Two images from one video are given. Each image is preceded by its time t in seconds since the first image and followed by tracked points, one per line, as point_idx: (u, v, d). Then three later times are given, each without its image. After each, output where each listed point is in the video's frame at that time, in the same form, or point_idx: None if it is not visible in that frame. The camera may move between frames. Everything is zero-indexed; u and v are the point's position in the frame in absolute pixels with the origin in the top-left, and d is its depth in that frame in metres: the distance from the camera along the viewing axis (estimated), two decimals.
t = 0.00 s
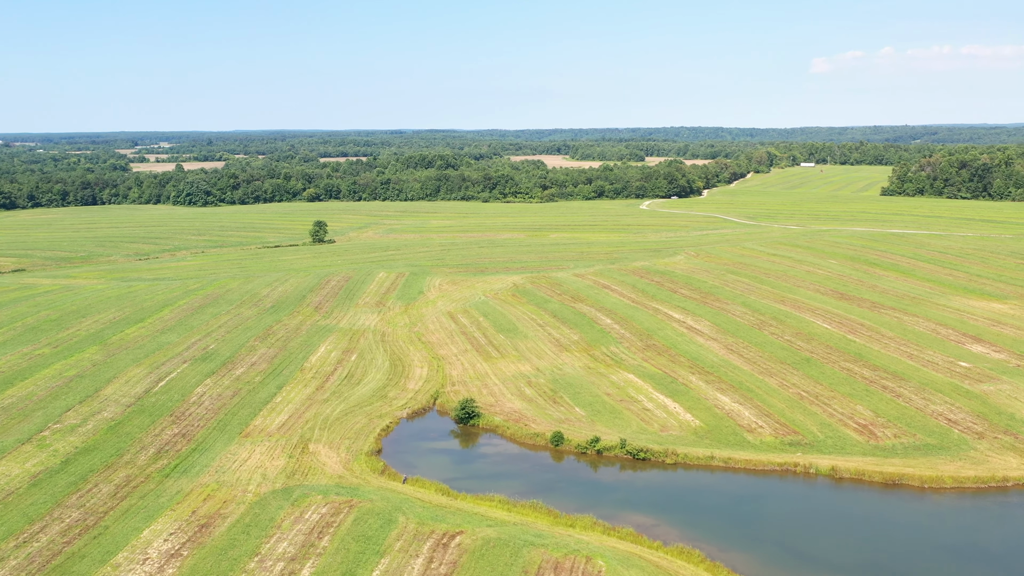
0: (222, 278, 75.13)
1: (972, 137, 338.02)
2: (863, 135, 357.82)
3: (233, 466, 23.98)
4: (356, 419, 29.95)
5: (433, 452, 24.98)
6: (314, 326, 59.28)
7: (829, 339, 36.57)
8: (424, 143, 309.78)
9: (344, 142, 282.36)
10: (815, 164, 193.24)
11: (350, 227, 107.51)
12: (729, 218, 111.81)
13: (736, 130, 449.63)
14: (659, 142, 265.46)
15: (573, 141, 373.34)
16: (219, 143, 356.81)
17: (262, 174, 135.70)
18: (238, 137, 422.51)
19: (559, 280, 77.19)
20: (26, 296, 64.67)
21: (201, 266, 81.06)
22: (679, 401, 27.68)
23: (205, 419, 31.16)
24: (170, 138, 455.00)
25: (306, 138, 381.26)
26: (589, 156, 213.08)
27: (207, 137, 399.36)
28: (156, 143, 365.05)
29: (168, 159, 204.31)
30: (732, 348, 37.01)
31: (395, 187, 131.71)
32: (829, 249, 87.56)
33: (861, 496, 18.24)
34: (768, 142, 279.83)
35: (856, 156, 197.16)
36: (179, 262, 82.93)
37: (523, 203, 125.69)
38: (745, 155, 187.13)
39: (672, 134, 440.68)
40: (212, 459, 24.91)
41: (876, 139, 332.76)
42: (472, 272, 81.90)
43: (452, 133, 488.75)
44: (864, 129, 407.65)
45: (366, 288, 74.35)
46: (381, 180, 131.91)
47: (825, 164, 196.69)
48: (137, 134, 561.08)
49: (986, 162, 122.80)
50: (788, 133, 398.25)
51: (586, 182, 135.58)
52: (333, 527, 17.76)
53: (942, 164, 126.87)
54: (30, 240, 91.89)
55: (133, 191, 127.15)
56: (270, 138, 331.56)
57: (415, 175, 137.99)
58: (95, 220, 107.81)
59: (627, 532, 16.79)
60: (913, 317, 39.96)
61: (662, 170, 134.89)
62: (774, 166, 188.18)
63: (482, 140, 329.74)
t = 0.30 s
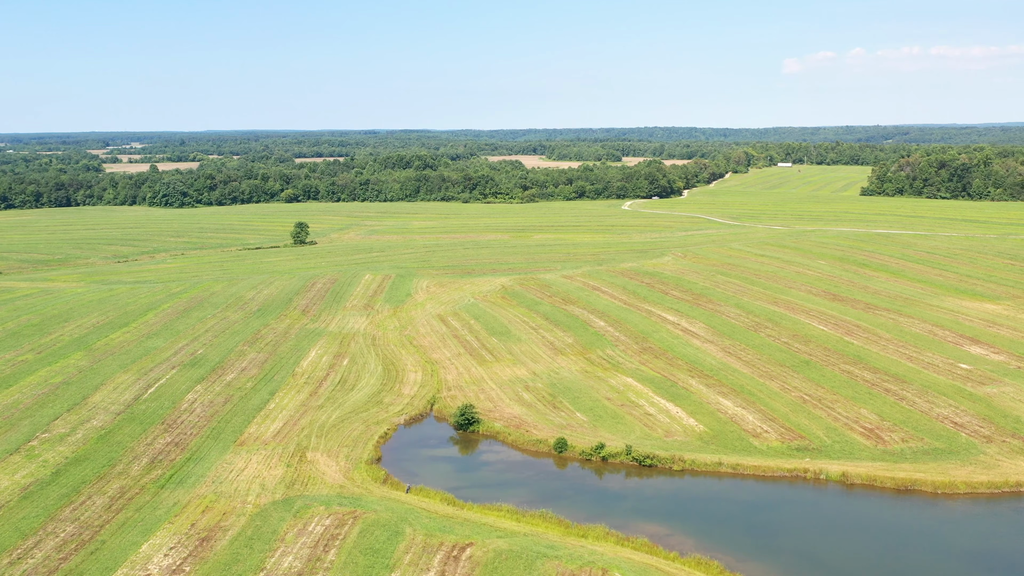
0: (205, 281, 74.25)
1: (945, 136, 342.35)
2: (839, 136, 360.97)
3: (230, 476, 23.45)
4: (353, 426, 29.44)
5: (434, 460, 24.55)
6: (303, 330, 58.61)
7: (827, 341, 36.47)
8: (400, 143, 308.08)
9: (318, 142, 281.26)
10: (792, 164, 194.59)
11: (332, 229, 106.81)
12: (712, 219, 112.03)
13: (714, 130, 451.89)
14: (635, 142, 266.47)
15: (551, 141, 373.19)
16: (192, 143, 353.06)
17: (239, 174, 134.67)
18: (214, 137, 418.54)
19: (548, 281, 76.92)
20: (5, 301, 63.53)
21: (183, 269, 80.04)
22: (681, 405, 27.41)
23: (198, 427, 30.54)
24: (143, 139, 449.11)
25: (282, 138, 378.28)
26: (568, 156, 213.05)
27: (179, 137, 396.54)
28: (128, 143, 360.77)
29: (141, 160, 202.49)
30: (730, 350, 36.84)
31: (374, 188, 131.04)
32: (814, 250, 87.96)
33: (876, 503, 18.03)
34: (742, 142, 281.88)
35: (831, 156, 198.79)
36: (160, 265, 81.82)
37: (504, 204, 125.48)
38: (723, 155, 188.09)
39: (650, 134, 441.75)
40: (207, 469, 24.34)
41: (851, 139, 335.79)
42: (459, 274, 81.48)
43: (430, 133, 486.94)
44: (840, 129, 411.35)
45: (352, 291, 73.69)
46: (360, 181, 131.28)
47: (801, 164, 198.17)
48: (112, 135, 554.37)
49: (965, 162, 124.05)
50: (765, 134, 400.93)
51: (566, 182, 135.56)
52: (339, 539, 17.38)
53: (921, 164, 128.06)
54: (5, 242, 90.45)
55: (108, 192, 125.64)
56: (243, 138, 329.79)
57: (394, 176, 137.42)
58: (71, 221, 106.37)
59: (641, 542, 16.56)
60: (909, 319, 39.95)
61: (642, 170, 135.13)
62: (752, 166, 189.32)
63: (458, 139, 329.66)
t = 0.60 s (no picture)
0: (187, 285, 73.29)
1: (918, 136, 346.59)
2: (814, 136, 363.96)
3: (228, 487, 22.89)
4: (350, 434, 28.89)
5: (436, 468, 24.10)
6: (291, 334, 57.91)
7: (824, 343, 36.39)
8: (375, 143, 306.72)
9: (291, 142, 279.82)
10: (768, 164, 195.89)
11: (311, 230, 105.98)
12: (694, 219, 112.26)
13: (691, 131, 453.95)
14: (610, 142, 267.37)
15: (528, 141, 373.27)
16: (164, 143, 349.00)
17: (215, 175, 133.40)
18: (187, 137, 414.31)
19: (536, 283, 76.64)
20: None
21: (163, 272, 78.93)
22: (683, 411, 27.14)
23: (190, 437, 29.86)
24: (116, 139, 444.16)
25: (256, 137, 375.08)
26: (545, 157, 212.95)
27: (150, 138, 393.54)
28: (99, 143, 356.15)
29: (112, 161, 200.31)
30: (727, 353, 36.69)
31: (351, 189, 130.41)
32: (797, 250, 88.42)
33: (892, 511, 17.82)
34: (716, 142, 283.79)
35: (806, 156, 200.47)
36: (139, 268, 80.64)
37: (483, 204, 125.17)
38: (700, 155, 189.04)
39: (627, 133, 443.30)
40: (203, 481, 23.74)
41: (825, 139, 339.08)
42: (445, 276, 81.01)
43: (408, 133, 485.33)
44: (816, 129, 414.86)
45: (338, 294, 73.00)
46: (337, 182, 130.50)
47: (777, 164, 199.58)
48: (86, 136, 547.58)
49: (942, 162, 125.39)
50: (741, 134, 403.49)
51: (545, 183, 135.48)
52: (346, 554, 17.04)
53: (899, 164, 129.26)
54: None
55: (81, 193, 124.03)
56: (215, 138, 327.98)
57: (371, 177, 136.69)
58: (45, 223, 104.83)
59: (659, 554, 16.38)
60: (905, 320, 39.99)
61: (621, 171, 135.30)
62: (729, 166, 190.38)
63: (433, 140, 329.45)
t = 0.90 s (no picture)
0: (169, 288, 72.36)
1: (891, 136, 351.71)
2: (790, 135, 367.05)
3: (226, 499, 22.38)
4: (347, 442, 28.39)
5: (439, 477, 23.71)
6: (279, 339, 57.22)
7: (822, 346, 36.33)
8: (350, 143, 304.99)
9: (264, 142, 278.05)
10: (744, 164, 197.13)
11: (291, 232, 105.19)
12: (677, 219, 112.46)
13: (669, 131, 456.48)
14: (585, 143, 268.10)
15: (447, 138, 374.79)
16: (106, 142, 345.47)
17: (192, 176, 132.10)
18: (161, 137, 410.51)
19: (525, 285, 76.34)
20: None
21: (144, 275, 77.84)
22: (686, 416, 26.91)
23: (184, 445, 29.11)
24: (88, 139, 438.78)
25: (231, 137, 372.25)
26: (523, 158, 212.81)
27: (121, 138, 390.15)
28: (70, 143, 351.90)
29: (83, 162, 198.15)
30: (725, 357, 36.57)
31: (330, 190, 129.59)
32: (781, 250, 88.78)
33: (907, 518, 17.65)
34: (690, 142, 285.57)
35: (782, 156, 202.00)
36: (119, 271, 79.49)
37: (464, 205, 124.57)
38: (677, 155, 189.84)
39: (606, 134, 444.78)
40: (200, 492, 23.14)
41: (800, 140, 342.33)
42: (432, 278, 80.57)
43: (386, 133, 485.18)
44: (793, 129, 418.39)
45: (324, 297, 72.33)
46: (314, 183, 129.74)
47: (753, 164, 200.70)
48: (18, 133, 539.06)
49: (921, 162, 126.64)
50: (718, 133, 405.80)
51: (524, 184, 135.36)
52: (354, 569, 16.76)
53: (879, 164, 130.32)
54: None
55: (54, 194, 122.71)
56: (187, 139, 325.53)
57: (349, 178, 135.95)
58: (20, 225, 103.22)
59: (674, 565, 16.17)
60: (901, 322, 40.09)
61: (600, 172, 135.42)
62: (706, 167, 191.31)
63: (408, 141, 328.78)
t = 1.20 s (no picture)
0: (149, 292, 71.35)
1: (864, 136, 354.73)
2: (765, 135, 369.83)
3: (224, 512, 21.84)
4: (345, 451, 27.76)
5: (442, 487, 23.25)
6: (267, 344, 56.45)
7: (819, 349, 36.26)
8: (315, 142, 303.65)
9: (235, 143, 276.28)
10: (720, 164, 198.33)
11: (270, 234, 104.27)
12: (659, 220, 112.59)
13: (646, 132, 457.51)
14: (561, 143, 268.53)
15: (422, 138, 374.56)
16: (76, 142, 341.83)
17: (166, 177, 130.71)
18: (132, 138, 405.03)
19: (512, 288, 75.99)
20: None
21: (123, 279, 76.68)
22: (689, 422, 26.64)
23: (176, 456, 27.88)
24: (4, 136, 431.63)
25: (202, 138, 367.73)
26: (500, 159, 212.52)
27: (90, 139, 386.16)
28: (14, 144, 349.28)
29: (53, 163, 195.74)
30: (723, 360, 36.43)
31: (306, 191, 128.66)
32: (764, 251, 89.17)
33: (922, 526, 17.50)
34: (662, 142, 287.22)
35: (757, 156, 203.53)
36: (96, 275, 78.20)
37: (442, 206, 124.46)
38: (654, 156, 190.66)
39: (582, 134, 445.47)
40: (198, 505, 22.56)
41: (772, 141, 345.44)
42: (417, 281, 80.06)
43: (362, 134, 481.76)
44: (768, 130, 421.45)
45: (310, 300, 71.59)
46: (291, 184, 128.76)
47: (729, 164, 201.99)
48: None
49: (898, 163, 127.84)
50: (693, 134, 407.79)
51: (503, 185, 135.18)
52: None
53: (856, 165, 131.39)
54: None
55: (24, 197, 121.31)
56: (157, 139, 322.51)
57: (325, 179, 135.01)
58: None
59: None
60: (896, 325, 40.18)
61: (579, 172, 135.45)
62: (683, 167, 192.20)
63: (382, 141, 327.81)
